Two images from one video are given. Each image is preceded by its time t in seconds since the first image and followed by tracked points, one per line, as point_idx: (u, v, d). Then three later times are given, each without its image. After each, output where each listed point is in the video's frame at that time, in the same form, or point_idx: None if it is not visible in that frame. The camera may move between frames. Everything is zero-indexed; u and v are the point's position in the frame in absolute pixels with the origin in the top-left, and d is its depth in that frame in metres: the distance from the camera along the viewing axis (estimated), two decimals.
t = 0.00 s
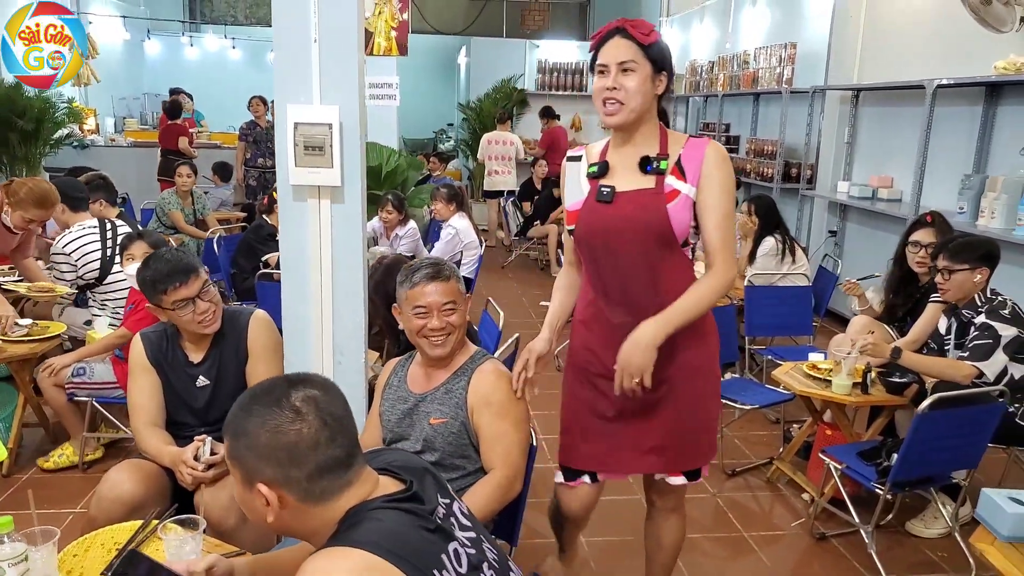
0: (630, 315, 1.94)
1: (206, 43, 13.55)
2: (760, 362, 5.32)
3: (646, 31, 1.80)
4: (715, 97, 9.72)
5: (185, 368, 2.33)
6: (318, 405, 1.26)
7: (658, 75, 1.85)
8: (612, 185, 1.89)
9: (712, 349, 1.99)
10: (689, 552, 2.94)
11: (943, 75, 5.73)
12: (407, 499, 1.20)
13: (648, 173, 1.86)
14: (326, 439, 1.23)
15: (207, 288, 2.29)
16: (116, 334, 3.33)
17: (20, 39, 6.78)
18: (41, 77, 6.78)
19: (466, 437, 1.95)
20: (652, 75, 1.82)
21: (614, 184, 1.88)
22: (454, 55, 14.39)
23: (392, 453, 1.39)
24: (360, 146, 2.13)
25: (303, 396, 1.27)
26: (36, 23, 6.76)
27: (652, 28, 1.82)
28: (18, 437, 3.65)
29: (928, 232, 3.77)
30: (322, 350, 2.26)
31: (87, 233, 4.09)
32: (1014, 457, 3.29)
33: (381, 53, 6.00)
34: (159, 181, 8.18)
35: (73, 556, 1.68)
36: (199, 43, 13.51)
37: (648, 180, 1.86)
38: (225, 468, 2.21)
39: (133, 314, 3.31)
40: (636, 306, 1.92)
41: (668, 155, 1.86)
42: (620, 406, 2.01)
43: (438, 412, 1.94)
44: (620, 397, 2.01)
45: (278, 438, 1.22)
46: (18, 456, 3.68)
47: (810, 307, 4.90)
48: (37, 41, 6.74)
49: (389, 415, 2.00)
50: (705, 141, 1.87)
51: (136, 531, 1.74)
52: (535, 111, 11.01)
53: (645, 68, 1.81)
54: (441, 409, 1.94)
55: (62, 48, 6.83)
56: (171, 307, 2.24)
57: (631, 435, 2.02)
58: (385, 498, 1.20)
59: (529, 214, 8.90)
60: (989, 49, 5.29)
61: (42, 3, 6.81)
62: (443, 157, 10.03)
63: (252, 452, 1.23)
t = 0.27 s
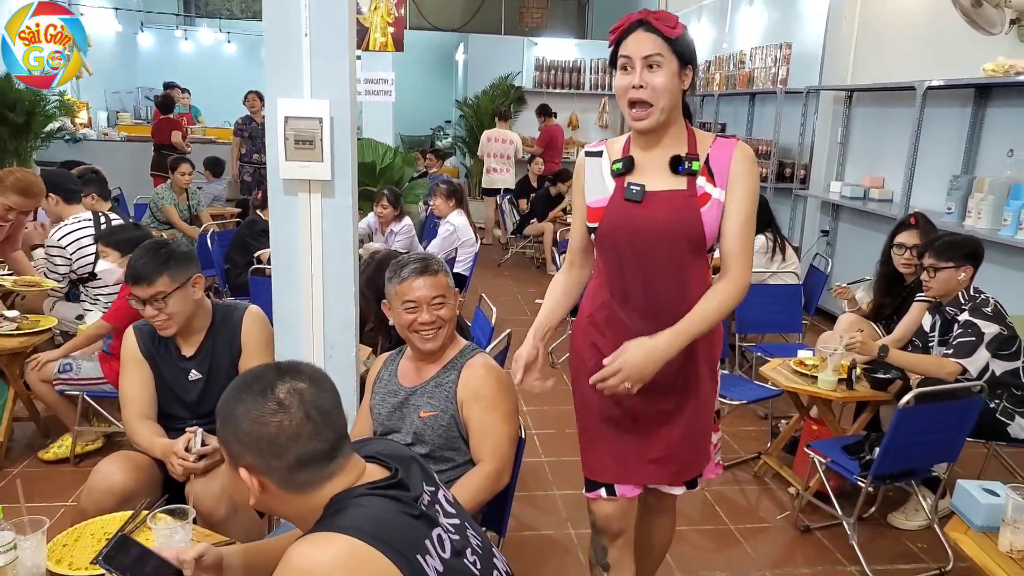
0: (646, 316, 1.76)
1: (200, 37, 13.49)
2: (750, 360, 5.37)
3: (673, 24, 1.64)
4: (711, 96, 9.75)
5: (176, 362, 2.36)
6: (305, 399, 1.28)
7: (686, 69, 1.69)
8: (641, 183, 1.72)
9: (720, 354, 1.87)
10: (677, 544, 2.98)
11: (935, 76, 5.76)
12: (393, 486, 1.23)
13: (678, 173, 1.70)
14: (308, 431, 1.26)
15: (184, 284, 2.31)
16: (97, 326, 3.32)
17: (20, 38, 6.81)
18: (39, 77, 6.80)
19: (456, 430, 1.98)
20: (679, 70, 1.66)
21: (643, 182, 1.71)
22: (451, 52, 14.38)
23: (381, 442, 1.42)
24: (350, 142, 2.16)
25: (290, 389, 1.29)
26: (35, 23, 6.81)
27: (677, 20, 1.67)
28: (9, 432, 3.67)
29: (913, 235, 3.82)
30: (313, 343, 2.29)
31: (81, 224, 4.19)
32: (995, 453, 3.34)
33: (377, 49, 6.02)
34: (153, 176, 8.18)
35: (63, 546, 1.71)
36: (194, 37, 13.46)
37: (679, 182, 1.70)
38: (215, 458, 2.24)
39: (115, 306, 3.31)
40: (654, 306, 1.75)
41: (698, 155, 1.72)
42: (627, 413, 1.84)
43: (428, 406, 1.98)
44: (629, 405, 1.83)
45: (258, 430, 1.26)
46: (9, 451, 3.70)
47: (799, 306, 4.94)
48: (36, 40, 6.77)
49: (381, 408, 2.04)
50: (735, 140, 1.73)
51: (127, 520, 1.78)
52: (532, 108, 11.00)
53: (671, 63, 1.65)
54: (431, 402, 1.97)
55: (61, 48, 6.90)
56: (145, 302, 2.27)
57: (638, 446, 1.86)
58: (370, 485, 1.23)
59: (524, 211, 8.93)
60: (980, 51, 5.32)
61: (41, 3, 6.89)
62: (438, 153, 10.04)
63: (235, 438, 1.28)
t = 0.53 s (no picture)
0: (655, 324, 1.58)
1: (195, 31, 13.43)
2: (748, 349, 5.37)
3: (680, 15, 1.50)
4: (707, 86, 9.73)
5: (173, 355, 2.35)
6: (302, 382, 1.28)
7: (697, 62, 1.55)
8: (651, 183, 1.59)
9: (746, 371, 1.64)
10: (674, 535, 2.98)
11: (932, 64, 5.74)
12: (388, 475, 1.23)
13: (688, 173, 1.57)
14: (309, 416, 1.25)
15: (177, 276, 2.30)
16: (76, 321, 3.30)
17: (20, 39, 6.79)
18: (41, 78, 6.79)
19: (450, 420, 1.98)
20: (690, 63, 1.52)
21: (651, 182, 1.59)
22: (447, 44, 14.32)
23: (376, 432, 1.42)
24: (343, 135, 2.15)
25: (289, 374, 1.29)
26: (36, 24, 6.79)
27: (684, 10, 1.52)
28: (10, 425, 3.66)
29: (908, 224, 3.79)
30: (308, 335, 2.29)
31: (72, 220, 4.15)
32: (993, 441, 3.34)
33: (372, 42, 5.98)
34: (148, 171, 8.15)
35: (63, 537, 1.71)
36: (189, 31, 13.38)
37: (689, 182, 1.57)
38: (212, 450, 2.23)
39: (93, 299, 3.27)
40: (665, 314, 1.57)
41: (711, 153, 1.58)
42: (637, 433, 1.65)
43: (422, 396, 1.97)
44: (637, 423, 1.64)
45: (261, 416, 1.24)
46: (10, 444, 3.70)
47: (795, 295, 4.94)
48: (37, 41, 6.75)
49: (375, 399, 2.04)
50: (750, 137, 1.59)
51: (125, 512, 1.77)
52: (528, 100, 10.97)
53: (681, 57, 1.51)
54: (425, 393, 1.97)
55: (62, 48, 6.90)
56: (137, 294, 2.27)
57: (647, 467, 1.66)
58: (366, 474, 1.23)
59: (522, 204, 8.91)
60: (977, 37, 5.30)
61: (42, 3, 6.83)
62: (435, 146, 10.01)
63: (235, 425, 1.26)
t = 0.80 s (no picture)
0: (663, 328, 1.57)
1: (194, 33, 13.40)
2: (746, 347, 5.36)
3: None
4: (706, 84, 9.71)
5: (171, 358, 2.34)
6: (291, 377, 1.29)
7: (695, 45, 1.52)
8: (648, 179, 1.57)
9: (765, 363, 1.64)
10: (674, 535, 2.97)
11: (930, 61, 5.74)
12: (386, 477, 1.22)
13: (686, 165, 1.54)
14: (306, 409, 1.26)
15: (171, 277, 2.30)
16: (71, 326, 3.29)
17: (20, 39, 6.87)
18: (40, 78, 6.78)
19: (447, 420, 1.97)
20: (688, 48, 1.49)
21: (648, 178, 1.57)
22: (445, 44, 14.32)
23: (369, 435, 1.41)
24: (339, 136, 2.14)
25: (275, 370, 1.30)
26: (36, 23, 6.87)
27: None
28: (9, 428, 3.65)
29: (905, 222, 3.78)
30: (304, 337, 2.28)
31: (60, 224, 4.25)
32: (993, 438, 3.33)
33: (370, 42, 5.98)
34: (146, 173, 8.13)
35: (58, 541, 1.70)
36: (187, 33, 13.37)
37: (688, 173, 1.54)
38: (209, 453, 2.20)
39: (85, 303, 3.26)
40: (672, 318, 1.56)
41: (712, 140, 1.54)
42: (652, 438, 1.65)
43: (419, 396, 1.97)
44: (650, 427, 1.64)
45: (259, 416, 1.23)
46: (8, 447, 3.69)
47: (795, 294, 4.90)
48: (37, 41, 6.81)
49: (371, 401, 2.03)
50: (756, 120, 1.54)
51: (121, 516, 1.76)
52: (526, 100, 10.95)
53: (678, 42, 1.48)
54: (422, 393, 1.96)
55: (62, 48, 6.99)
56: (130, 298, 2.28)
57: (661, 470, 1.66)
58: (363, 477, 1.22)
59: (521, 203, 8.90)
60: (975, 34, 5.28)
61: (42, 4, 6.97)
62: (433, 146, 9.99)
63: (238, 434, 1.21)
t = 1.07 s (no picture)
0: (673, 340, 1.58)
1: (192, 27, 13.35)
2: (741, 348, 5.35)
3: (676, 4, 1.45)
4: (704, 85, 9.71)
5: (163, 355, 2.34)
6: (275, 377, 1.29)
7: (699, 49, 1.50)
8: (656, 190, 1.56)
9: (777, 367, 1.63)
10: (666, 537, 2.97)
11: (927, 64, 5.74)
12: (375, 478, 1.22)
13: (693, 173, 1.53)
14: (293, 407, 1.26)
15: (166, 271, 2.30)
16: (60, 324, 3.28)
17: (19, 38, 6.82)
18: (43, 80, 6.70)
19: (440, 419, 1.97)
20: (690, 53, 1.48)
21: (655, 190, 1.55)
22: (444, 41, 14.28)
23: (360, 434, 1.41)
24: (334, 133, 2.14)
25: (259, 370, 1.30)
26: (35, 24, 6.82)
27: None
28: None
29: (899, 223, 3.78)
30: (298, 335, 2.27)
31: (45, 220, 4.25)
32: (986, 441, 3.34)
33: (368, 39, 5.96)
34: (142, 169, 8.10)
35: (46, 541, 1.69)
36: (185, 28, 13.31)
37: (695, 182, 1.53)
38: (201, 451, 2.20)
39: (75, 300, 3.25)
40: (683, 330, 1.56)
41: (717, 147, 1.52)
42: (665, 446, 1.67)
43: (412, 394, 1.96)
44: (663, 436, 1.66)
45: (246, 415, 1.23)
46: None
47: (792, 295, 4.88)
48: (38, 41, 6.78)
49: (365, 400, 2.03)
50: (762, 122, 1.51)
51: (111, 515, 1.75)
52: (525, 98, 10.94)
53: (679, 49, 1.46)
54: (415, 391, 1.96)
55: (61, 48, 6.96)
56: (128, 290, 2.27)
57: (673, 477, 1.68)
58: (352, 477, 1.22)
59: (518, 202, 8.89)
60: (972, 36, 5.28)
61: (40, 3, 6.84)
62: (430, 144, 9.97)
63: (224, 435, 1.21)
